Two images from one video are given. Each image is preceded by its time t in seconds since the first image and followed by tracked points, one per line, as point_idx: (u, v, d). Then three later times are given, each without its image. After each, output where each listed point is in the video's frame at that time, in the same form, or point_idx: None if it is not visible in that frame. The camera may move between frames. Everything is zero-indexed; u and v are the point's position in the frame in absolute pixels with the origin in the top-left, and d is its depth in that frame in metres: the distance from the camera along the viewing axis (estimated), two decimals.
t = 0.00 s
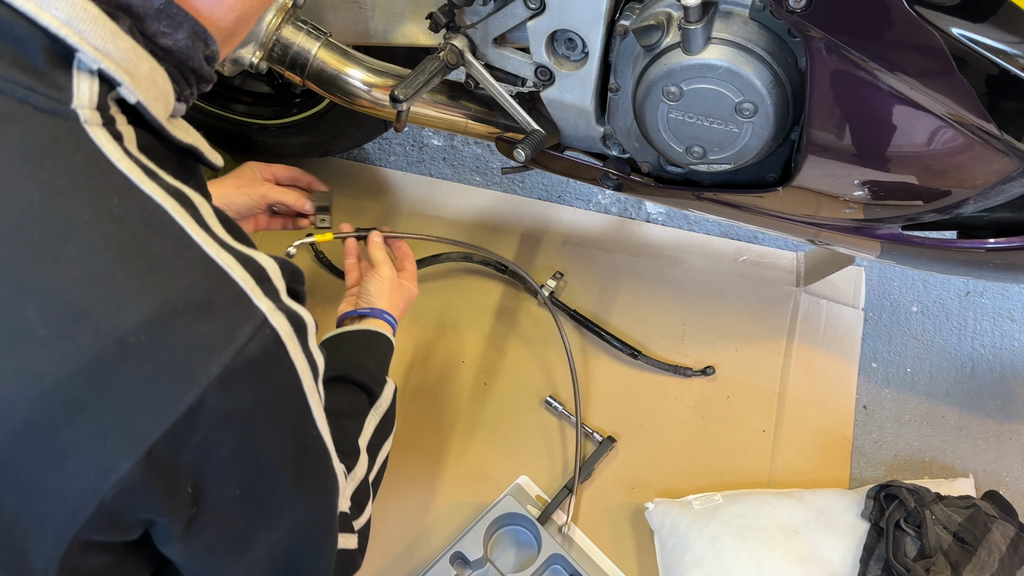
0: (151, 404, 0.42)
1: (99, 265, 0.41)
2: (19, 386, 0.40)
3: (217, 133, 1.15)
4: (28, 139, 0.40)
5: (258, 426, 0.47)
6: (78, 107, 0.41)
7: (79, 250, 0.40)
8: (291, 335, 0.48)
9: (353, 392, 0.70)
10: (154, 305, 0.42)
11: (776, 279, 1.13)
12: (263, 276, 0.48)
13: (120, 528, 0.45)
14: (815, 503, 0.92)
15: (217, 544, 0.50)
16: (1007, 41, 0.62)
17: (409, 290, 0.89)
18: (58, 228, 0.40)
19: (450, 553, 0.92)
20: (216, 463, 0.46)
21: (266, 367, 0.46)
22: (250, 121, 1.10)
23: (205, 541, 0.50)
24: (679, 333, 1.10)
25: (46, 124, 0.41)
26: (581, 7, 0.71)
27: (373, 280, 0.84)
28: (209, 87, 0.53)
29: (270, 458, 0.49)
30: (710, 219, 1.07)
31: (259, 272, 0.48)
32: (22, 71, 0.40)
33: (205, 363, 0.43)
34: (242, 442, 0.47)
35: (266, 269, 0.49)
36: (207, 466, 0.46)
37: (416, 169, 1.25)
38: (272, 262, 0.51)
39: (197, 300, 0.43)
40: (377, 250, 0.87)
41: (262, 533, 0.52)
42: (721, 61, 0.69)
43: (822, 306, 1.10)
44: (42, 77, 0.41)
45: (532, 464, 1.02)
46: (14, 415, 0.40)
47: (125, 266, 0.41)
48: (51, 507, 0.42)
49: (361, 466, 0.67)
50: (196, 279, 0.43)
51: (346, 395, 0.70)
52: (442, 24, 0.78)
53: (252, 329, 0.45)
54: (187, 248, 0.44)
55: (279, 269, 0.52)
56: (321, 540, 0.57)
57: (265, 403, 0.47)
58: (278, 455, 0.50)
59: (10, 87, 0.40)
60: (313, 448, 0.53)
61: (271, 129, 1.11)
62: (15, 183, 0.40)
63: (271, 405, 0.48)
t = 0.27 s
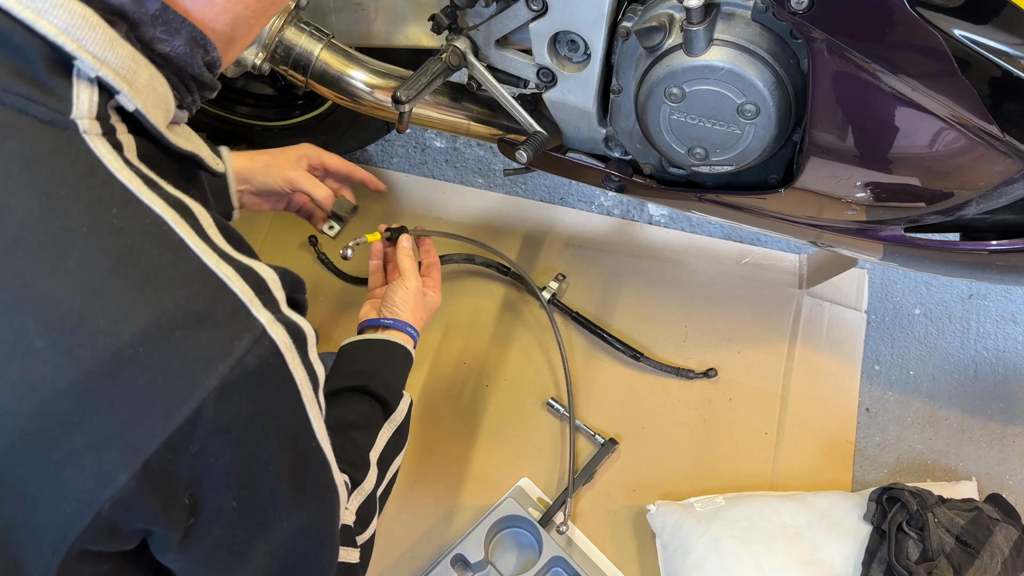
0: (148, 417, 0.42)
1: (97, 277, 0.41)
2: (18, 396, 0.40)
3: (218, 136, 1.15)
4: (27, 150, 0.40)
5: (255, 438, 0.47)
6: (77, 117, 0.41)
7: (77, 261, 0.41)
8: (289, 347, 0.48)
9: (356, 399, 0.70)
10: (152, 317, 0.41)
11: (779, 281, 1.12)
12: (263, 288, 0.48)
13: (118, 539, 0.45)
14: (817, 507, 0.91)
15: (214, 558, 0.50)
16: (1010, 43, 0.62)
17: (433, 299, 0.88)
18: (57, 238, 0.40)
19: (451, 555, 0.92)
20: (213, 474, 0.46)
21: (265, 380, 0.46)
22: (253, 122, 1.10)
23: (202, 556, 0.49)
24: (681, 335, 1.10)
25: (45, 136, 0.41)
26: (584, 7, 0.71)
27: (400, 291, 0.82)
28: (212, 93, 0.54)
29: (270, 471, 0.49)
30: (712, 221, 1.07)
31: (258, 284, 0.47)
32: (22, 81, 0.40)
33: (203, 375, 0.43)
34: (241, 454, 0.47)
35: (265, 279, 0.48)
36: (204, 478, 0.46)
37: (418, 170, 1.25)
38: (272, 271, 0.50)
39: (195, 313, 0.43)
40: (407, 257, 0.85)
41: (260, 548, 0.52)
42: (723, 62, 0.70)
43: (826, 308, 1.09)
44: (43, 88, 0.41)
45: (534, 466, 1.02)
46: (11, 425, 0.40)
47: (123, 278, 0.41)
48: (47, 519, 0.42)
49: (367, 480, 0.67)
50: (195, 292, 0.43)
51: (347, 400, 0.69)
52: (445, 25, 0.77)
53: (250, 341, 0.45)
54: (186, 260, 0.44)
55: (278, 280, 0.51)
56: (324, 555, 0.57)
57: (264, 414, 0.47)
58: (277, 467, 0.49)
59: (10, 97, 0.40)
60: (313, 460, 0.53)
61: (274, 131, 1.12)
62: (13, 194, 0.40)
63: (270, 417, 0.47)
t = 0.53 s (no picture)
0: (135, 428, 0.42)
1: (85, 288, 0.41)
2: (5, 405, 0.40)
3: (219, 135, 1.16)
4: (16, 158, 0.40)
5: (243, 449, 0.47)
6: (68, 124, 0.42)
7: (64, 271, 0.41)
8: (280, 360, 0.48)
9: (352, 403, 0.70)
10: (141, 327, 0.42)
11: (777, 281, 1.12)
12: (254, 298, 0.48)
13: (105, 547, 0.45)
14: (815, 507, 0.91)
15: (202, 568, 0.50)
16: (1007, 42, 0.62)
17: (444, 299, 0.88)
18: (44, 248, 0.40)
19: (448, 555, 0.92)
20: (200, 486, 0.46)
21: (253, 392, 0.46)
22: (252, 122, 1.11)
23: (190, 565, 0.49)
24: (679, 335, 1.10)
25: (35, 142, 0.41)
26: (581, 7, 0.71)
27: (406, 293, 0.83)
28: (207, 97, 0.54)
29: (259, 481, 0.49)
30: (710, 221, 1.07)
31: (250, 294, 0.48)
32: (13, 88, 0.41)
33: (190, 387, 0.43)
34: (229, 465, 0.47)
35: (256, 289, 0.49)
36: (191, 489, 0.46)
37: (417, 171, 1.26)
38: (264, 283, 0.50)
39: (183, 324, 0.43)
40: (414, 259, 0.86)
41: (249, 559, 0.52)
42: (720, 61, 0.69)
43: (823, 308, 1.10)
44: (34, 95, 0.41)
45: (530, 467, 1.02)
46: None
47: (112, 288, 0.41)
48: (35, 528, 0.42)
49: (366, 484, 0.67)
50: (184, 303, 0.43)
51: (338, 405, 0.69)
52: (442, 25, 0.78)
53: (239, 353, 0.45)
54: (177, 271, 0.44)
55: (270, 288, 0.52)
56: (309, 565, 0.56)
57: (253, 424, 0.47)
58: (265, 478, 0.50)
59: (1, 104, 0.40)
60: (303, 469, 0.53)
61: (272, 130, 1.12)
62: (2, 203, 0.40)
63: (259, 428, 0.48)
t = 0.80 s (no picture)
0: (143, 434, 0.42)
1: (94, 295, 0.41)
2: (10, 413, 0.40)
3: (219, 134, 1.17)
4: (27, 167, 0.40)
5: (249, 456, 0.47)
6: (80, 133, 0.42)
7: (74, 279, 0.40)
8: (285, 367, 0.48)
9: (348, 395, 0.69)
10: (149, 336, 0.42)
11: (774, 280, 1.12)
12: (260, 306, 0.48)
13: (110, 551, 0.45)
14: (813, 504, 0.91)
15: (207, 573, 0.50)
16: (1004, 40, 0.62)
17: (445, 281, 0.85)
18: (53, 256, 0.40)
19: (446, 552, 0.93)
20: (207, 491, 0.46)
21: (259, 398, 0.47)
22: (250, 121, 1.11)
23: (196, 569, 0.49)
24: (677, 333, 1.10)
25: (46, 150, 0.41)
26: (578, 5, 0.71)
27: (398, 277, 0.81)
28: (213, 107, 0.54)
29: (265, 486, 0.49)
30: (708, 219, 1.07)
31: (256, 301, 0.48)
32: (26, 97, 0.40)
33: (198, 394, 0.43)
34: (235, 471, 0.47)
35: (262, 296, 0.49)
36: (198, 496, 0.46)
37: (415, 169, 1.26)
38: (270, 289, 0.51)
39: (191, 331, 0.43)
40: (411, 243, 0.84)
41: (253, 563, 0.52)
42: (716, 59, 0.69)
43: (821, 307, 1.10)
44: (45, 102, 0.41)
45: (530, 467, 1.01)
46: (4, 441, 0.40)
47: (120, 295, 0.41)
48: (43, 533, 0.43)
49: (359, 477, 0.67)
50: (192, 311, 0.44)
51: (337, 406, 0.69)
52: (438, 23, 0.78)
53: (246, 360, 0.45)
54: (185, 278, 0.44)
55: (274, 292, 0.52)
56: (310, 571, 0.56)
57: (258, 429, 0.47)
58: (270, 483, 0.50)
59: (11, 110, 0.40)
60: (306, 473, 0.53)
61: (270, 129, 1.12)
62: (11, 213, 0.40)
63: (264, 433, 0.48)
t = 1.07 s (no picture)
0: (149, 431, 0.42)
1: (100, 294, 0.41)
2: (15, 412, 0.40)
3: (218, 132, 1.17)
4: (33, 165, 0.40)
5: (254, 452, 0.47)
6: (85, 130, 0.41)
7: (80, 277, 0.40)
8: (289, 361, 0.48)
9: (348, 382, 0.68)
10: (155, 334, 0.42)
11: (773, 277, 1.12)
12: (265, 303, 0.48)
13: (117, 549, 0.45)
14: (811, 501, 0.91)
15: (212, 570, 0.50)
16: (1002, 35, 0.62)
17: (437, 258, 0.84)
18: (58, 254, 0.40)
19: (445, 549, 0.92)
20: (212, 487, 0.46)
21: (264, 394, 0.47)
22: (248, 118, 1.11)
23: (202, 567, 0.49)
24: (676, 330, 1.09)
25: (52, 148, 0.41)
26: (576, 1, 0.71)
27: (386, 249, 0.81)
28: (216, 106, 0.54)
29: (270, 481, 0.49)
30: (707, 216, 1.07)
31: (260, 298, 0.48)
32: (30, 94, 0.40)
33: (204, 391, 0.43)
34: (241, 468, 0.47)
35: (265, 292, 0.49)
36: (205, 492, 0.46)
37: (414, 166, 1.26)
38: (273, 286, 0.51)
39: (196, 329, 0.43)
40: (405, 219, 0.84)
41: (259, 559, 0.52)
42: (713, 55, 0.69)
43: (820, 304, 1.09)
44: (51, 101, 0.41)
45: (530, 464, 1.01)
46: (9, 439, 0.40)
47: (126, 293, 0.41)
48: (50, 531, 0.43)
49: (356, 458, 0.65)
50: (197, 309, 0.44)
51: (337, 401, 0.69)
52: (436, 19, 0.78)
53: (250, 357, 0.45)
54: (190, 275, 0.44)
55: (277, 289, 0.52)
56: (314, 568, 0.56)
57: (263, 425, 0.47)
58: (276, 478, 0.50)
59: (18, 109, 0.40)
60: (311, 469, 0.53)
61: (269, 127, 1.12)
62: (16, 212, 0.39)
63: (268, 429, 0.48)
